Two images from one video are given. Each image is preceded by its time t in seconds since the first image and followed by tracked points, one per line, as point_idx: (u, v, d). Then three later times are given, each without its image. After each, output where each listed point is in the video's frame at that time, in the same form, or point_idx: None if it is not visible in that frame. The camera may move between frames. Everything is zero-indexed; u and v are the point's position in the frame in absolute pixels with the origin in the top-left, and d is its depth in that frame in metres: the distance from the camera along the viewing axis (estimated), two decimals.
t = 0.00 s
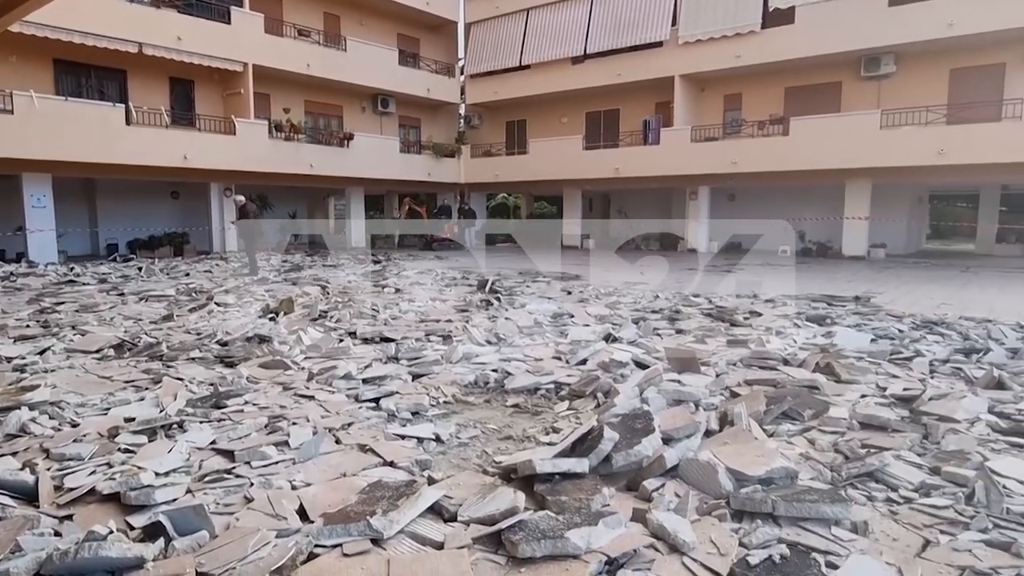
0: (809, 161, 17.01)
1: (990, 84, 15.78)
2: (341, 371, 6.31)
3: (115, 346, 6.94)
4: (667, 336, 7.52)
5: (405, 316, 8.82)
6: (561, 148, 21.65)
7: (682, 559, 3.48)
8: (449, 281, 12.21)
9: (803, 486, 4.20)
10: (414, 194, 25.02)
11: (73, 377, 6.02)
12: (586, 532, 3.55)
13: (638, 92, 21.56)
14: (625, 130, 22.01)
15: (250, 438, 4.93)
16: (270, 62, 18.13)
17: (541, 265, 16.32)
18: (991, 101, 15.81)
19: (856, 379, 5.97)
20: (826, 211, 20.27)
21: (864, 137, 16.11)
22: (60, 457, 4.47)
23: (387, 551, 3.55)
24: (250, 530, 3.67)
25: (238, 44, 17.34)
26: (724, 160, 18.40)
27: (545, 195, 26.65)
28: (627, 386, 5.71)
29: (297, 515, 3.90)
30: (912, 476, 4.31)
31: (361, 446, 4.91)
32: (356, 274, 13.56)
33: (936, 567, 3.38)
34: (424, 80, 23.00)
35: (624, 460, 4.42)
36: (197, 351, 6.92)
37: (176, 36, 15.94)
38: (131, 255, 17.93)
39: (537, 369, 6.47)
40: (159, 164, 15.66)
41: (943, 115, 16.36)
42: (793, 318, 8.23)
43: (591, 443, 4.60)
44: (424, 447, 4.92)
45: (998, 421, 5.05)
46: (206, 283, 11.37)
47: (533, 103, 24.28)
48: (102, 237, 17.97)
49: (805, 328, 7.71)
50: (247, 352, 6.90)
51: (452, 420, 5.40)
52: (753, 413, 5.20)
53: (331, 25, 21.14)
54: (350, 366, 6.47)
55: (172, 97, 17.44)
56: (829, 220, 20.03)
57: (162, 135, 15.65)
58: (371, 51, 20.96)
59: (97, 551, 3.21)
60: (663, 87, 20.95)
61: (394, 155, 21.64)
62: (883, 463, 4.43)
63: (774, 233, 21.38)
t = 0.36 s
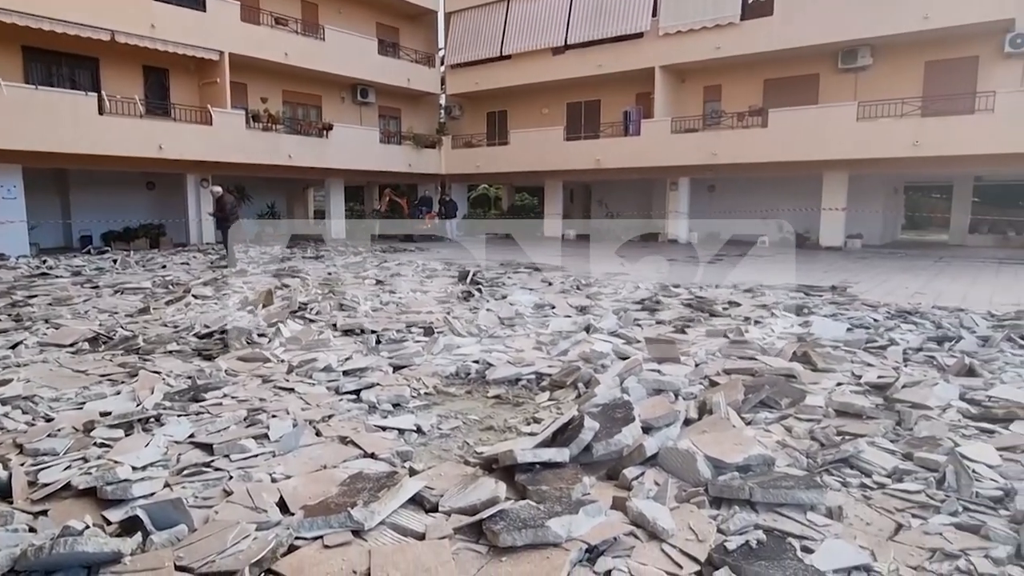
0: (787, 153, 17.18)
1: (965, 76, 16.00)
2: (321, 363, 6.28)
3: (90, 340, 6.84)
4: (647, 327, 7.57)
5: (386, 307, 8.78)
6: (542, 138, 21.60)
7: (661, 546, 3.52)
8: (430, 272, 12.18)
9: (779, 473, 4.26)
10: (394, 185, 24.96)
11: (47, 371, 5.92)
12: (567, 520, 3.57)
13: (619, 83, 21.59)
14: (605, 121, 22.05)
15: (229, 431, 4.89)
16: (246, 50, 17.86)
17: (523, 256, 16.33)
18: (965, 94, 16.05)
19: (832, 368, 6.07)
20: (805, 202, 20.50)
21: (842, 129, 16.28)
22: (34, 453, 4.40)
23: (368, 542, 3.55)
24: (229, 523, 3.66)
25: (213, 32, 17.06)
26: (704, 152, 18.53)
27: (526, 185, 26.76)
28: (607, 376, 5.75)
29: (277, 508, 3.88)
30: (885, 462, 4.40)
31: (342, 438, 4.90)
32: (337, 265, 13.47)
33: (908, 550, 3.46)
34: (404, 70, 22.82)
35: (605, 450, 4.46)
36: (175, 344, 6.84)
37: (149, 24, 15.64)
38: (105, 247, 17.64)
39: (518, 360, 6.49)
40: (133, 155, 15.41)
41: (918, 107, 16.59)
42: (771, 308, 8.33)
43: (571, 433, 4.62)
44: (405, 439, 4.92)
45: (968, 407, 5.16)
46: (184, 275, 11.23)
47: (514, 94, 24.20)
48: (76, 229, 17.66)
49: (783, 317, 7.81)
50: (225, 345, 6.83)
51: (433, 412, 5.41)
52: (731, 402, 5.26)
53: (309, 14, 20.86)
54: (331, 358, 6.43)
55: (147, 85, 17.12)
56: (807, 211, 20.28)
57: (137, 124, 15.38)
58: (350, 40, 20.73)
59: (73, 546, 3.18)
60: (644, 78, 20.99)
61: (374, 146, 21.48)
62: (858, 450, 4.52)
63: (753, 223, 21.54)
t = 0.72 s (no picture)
0: (764, 146, 17.34)
1: (937, 71, 16.28)
2: (300, 358, 6.23)
3: (62, 335, 6.71)
4: (626, 319, 7.63)
5: (365, 301, 8.73)
6: (522, 131, 21.56)
7: (640, 535, 3.56)
8: (410, 266, 12.13)
9: (755, 461, 4.33)
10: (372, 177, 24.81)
11: (17, 366, 5.80)
12: (547, 511, 3.58)
13: (599, 76, 21.63)
14: (585, 113, 22.09)
15: (206, 426, 4.84)
16: (221, 40, 17.59)
17: (503, 249, 16.30)
18: (937, 88, 16.31)
19: (807, 358, 6.17)
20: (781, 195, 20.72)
21: (818, 122, 16.48)
22: (5, 450, 4.32)
23: (348, 536, 3.54)
24: (207, 518, 3.63)
25: (187, 22, 16.78)
26: (682, 144, 18.65)
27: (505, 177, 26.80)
28: (587, 368, 5.79)
29: (256, 503, 3.85)
30: (859, 450, 4.48)
31: (321, 432, 4.87)
32: (315, 259, 13.36)
33: (880, 535, 3.54)
34: (383, 62, 22.65)
35: (584, 440, 4.48)
36: (150, 339, 6.74)
37: (121, 13, 15.32)
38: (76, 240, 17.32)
39: (498, 352, 6.50)
40: (105, 146, 15.12)
41: (893, 101, 16.82)
42: (749, 299, 8.43)
43: (552, 424, 4.64)
44: (385, 432, 4.91)
45: (939, 396, 5.28)
46: (158, 269, 11.05)
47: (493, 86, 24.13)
48: (46, 222, 17.31)
49: (760, 309, 7.90)
50: (202, 339, 6.75)
51: (413, 404, 5.40)
52: (709, 392, 5.32)
53: (285, 4, 20.58)
54: (309, 352, 6.38)
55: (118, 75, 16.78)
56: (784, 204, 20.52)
57: (108, 115, 15.09)
58: (327, 30, 20.51)
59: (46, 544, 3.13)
60: (623, 71, 21.06)
61: (352, 138, 21.31)
62: (832, 438, 4.60)
63: (730, 216, 21.71)
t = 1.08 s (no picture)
0: (743, 127, 17.43)
1: (911, 53, 16.46)
2: (278, 340, 6.19)
3: (33, 319, 6.59)
4: (606, 299, 7.67)
5: (345, 283, 8.67)
6: (502, 111, 21.41)
7: (618, 511, 3.61)
8: (389, 248, 12.05)
9: (732, 439, 4.39)
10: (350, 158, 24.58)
11: None
12: (528, 489, 3.60)
13: (579, 57, 21.55)
14: (565, 94, 22.01)
15: (183, 409, 4.79)
16: (193, 17, 17.21)
17: (483, 231, 16.24)
18: (912, 70, 16.48)
19: (784, 337, 6.26)
20: (760, 176, 20.89)
21: (796, 104, 16.60)
22: None
23: (329, 517, 3.54)
24: (186, 501, 3.61)
25: None
26: (662, 125, 18.66)
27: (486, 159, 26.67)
28: (567, 349, 5.81)
29: (235, 485, 3.83)
30: (833, 426, 4.57)
31: (301, 414, 4.86)
32: (293, 241, 13.21)
33: (852, 508, 3.62)
34: (360, 40, 22.32)
35: (564, 420, 4.51)
36: (124, 323, 6.64)
37: None
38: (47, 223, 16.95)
39: (478, 334, 6.52)
40: (75, 126, 14.78)
41: (869, 83, 16.96)
42: (727, 280, 8.51)
43: (532, 404, 4.65)
44: (365, 413, 4.90)
45: (910, 372, 5.40)
46: (132, 252, 10.85)
47: (473, 66, 23.91)
48: (14, 205, 16.92)
49: (738, 290, 7.98)
50: (178, 323, 6.67)
51: (393, 386, 5.41)
52: (687, 371, 5.37)
53: None
54: (288, 335, 6.34)
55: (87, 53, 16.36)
56: (762, 185, 20.68)
57: (77, 94, 14.73)
58: (302, 8, 20.14)
59: (21, 529, 3.09)
60: (603, 51, 20.97)
61: (330, 119, 21.02)
62: (806, 415, 4.68)
63: (709, 197, 21.85)
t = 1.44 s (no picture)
0: (729, 113, 17.46)
1: (896, 38, 16.56)
2: (264, 328, 6.15)
3: (13, 308, 6.50)
4: (593, 285, 7.68)
5: (331, 270, 8.62)
6: (488, 97, 21.29)
7: (605, 495, 3.63)
8: (376, 235, 11.98)
9: (718, 422, 4.42)
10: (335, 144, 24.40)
11: None
12: (516, 474, 3.61)
13: (565, 42, 21.45)
14: (552, 80, 21.92)
15: (168, 397, 4.75)
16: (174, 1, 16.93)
17: (470, 218, 16.20)
18: (897, 57, 16.58)
19: (769, 322, 6.31)
20: (746, 163, 20.97)
21: (782, 89, 16.65)
22: None
23: (316, 503, 3.53)
24: (172, 489, 3.58)
25: None
26: (649, 111, 18.65)
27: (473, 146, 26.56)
28: (554, 335, 5.82)
29: (222, 473, 3.82)
30: (817, 409, 4.62)
31: (288, 401, 4.84)
32: (278, 228, 13.09)
33: (835, 489, 3.66)
34: (344, 25, 22.08)
35: (552, 405, 4.52)
36: (107, 311, 6.56)
37: None
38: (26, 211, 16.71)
39: (466, 320, 6.51)
40: (54, 112, 14.54)
41: (854, 69, 17.02)
42: (713, 266, 8.55)
43: (519, 389, 4.66)
44: (352, 400, 4.89)
45: (893, 356, 5.46)
46: (114, 240, 10.70)
47: (458, 51, 23.74)
48: None
49: (724, 275, 8.03)
50: (162, 311, 6.60)
51: (380, 373, 5.40)
52: (674, 356, 5.40)
53: None
54: (274, 322, 6.30)
55: (65, 38, 16.05)
56: (748, 171, 20.79)
57: (55, 79, 14.48)
58: None
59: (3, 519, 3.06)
60: (590, 36, 20.88)
61: (315, 105, 20.82)
62: (791, 399, 4.72)
63: (696, 184, 21.91)
